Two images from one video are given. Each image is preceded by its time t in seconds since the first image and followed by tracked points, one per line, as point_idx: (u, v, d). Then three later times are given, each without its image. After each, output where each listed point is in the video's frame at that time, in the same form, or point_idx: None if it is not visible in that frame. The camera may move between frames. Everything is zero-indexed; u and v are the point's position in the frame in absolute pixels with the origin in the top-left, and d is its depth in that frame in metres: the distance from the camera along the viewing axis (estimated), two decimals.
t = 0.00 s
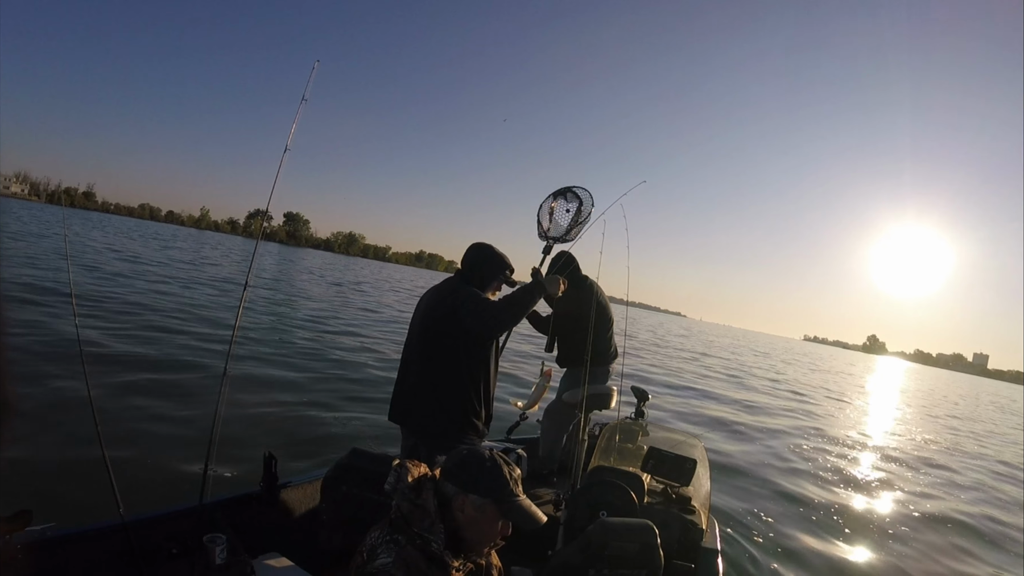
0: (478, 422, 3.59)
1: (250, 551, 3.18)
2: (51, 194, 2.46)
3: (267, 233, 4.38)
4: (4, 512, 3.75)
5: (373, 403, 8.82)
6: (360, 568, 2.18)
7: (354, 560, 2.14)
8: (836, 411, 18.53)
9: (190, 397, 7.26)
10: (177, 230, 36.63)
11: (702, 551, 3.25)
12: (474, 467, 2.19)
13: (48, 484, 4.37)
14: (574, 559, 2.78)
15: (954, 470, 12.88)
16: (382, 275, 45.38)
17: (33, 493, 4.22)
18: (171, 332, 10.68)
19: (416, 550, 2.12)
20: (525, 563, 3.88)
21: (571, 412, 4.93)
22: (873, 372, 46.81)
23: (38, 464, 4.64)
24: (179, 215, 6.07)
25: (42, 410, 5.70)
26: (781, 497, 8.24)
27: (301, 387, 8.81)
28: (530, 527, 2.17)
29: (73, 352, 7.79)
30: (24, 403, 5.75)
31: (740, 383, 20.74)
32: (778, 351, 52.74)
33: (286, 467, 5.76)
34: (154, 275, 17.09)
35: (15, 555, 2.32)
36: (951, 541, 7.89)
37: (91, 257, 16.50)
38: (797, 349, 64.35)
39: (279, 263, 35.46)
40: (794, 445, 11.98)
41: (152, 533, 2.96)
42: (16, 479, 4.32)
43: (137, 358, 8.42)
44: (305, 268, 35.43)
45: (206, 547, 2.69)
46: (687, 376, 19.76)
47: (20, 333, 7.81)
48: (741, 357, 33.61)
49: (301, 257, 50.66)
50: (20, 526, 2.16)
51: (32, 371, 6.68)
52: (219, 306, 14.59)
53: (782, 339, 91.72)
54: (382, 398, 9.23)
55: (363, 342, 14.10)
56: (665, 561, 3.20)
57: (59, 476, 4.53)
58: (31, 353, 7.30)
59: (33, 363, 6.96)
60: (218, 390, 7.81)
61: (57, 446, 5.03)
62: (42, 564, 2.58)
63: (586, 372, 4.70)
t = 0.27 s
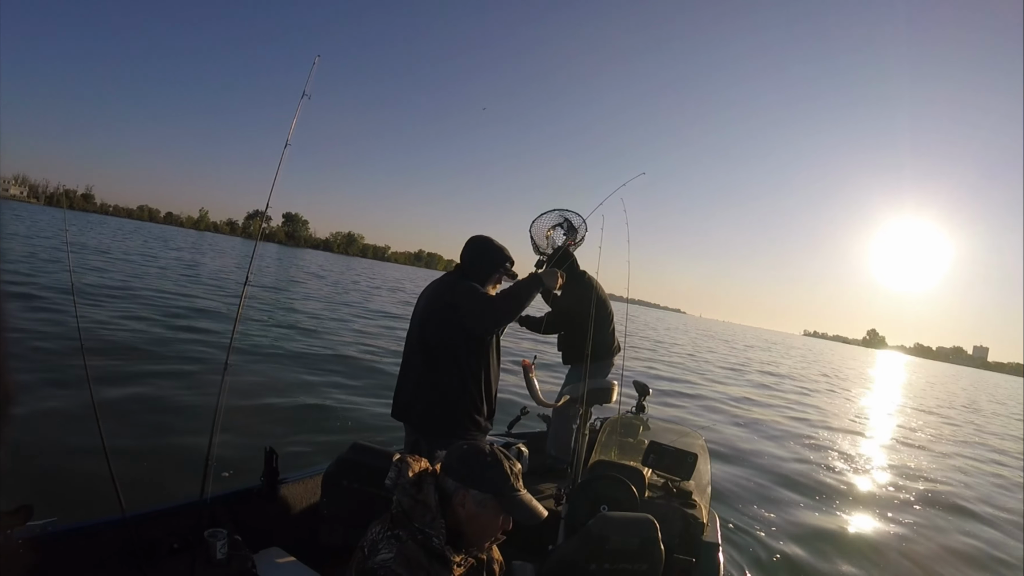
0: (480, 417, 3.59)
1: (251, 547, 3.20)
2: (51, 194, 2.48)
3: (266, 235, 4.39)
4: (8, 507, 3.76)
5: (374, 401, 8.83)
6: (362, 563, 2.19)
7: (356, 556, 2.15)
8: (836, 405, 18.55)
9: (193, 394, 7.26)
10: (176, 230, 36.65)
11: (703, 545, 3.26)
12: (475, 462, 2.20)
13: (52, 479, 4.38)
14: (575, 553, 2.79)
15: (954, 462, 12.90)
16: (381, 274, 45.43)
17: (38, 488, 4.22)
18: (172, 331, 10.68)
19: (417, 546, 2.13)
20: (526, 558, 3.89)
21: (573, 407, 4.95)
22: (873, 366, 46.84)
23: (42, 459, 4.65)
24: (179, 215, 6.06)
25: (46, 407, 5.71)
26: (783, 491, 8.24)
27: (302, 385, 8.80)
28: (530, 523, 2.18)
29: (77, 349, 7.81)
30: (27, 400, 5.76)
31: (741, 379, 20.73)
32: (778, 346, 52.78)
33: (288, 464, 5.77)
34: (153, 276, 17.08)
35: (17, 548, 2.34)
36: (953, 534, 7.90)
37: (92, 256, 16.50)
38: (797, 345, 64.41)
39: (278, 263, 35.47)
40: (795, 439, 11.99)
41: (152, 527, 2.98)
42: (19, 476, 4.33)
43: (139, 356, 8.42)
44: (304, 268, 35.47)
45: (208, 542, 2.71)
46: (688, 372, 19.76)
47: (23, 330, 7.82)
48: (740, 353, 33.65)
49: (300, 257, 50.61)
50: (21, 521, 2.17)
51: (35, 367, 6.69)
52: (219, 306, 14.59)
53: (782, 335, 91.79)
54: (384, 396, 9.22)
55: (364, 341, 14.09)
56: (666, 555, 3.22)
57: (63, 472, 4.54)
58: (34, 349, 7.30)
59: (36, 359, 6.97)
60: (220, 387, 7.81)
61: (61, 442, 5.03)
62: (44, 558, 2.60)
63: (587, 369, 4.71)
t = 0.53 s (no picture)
0: (485, 414, 3.58)
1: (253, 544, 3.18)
2: (52, 190, 2.46)
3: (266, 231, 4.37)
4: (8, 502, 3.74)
5: (374, 399, 8.82)
6: (363, 561, 2.18)
7: (357, 554, 2.14)
8: (835, 407, 18.58)
9: (192, 391, 7.25)
10: (175, 227, 36.57)
11: (704, 543, 3.27)
12: (477, 460, 2.19)
13: (51, 476, 4.36)
14: (577, 550, 2.79)
15: (952, 465, 12.93)
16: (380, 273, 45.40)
17: (37, 485, 4.21)
18: (172, 328, 10.66)
19: (418, 544, 2.12)
20: (527, 555, 3.89)
21: (574, 404, 4.95)
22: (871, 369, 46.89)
23: (42, 456, 4.63)
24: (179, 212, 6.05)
25: (45, 403, 5.69)
26: (782, 492, 8.26)
27: (302, 383, 8.79)
28: (532, 520, 2.17)
29: (76, 346, 7.78)
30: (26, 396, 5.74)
31: (739, 380, 20.77)
32: (776, 348, 52.83)
33: (288, 462, 5.75)
34: (153, 273, 17.05)
35: (18, 546, 2.33)
36: (952, 536, 7.92)
37: (91, 253, 16.46)
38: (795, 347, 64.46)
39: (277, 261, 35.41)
40: (794, 441, 12.00)
41: (155, 524, 2.96)
42: (19, 473, 4.31)
43: (139, 353, 8.41)
44: (303, 266, 35.43)
45: (209, 539, 2.69)
46: (687, 373, 19.78)
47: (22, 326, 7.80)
48: (739, 355, 33.66)
49: (299, 255, 50.58)
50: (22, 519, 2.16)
51: (34, 364, 6.67)
52: (219, 304, 14.57)
53: (780, 337, 91.86)
54: (384, 394, 9.22)
55: (363, 340, 14.08)
56: (667, 553, 3.23)
57: (63, 469, 4.52)
58: (34, 346, 7.28)
59: (35, 356, 6.95)
60: (220, 385, 7.80)
61: (60, 439, 5.01)
62: (46, 556, 2.59)
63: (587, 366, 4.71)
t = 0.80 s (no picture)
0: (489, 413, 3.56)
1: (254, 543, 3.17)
2: (51, 182, 2.43)
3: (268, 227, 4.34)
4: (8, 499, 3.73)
5: (373, 398, 8.80)
6: (365, 560, 2.17)
7: (359, 552, 2.13)
8: (832, 414, 18.59)
9: (191, 388, 7.23)
10: (175, 223, 36.52)
11: (706, 543, 3.27)
12: (479, 458, 2.17)
13: (49, 474, 4.35)
14: (579, 549, 2.78)
15: (949, 473, 12.94)
16: (379, 271, 45.37)
17: (35, 482, 4.19)
18: (171, 324, 10.64)
19: (420, 542, 2.10)
20: (528, 554, 3.88)
21: (575, 403, 4.95)
22: (868, 376, 46.96)
23: (40, 453, 4.61)
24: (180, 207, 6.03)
25: (43, 399, 5.68)
26: (780, 497, 8.24)
27: (301, 380, 8.77)
28: (534, 519, 2.15)
29: (74, 342, 7.76)
30: (24, 392, 5.73)
31: (737, 385, 20.76)
32: (774, 353, 52.89)
33: (287, 461, 5.74)
34: (152, 268, 17.02)
35: (20, 544, 2.31)
36: (949, 544, 7.92)
37: (90, 248, 16.43)
38: (793, 352, 64.53)
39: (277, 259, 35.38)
40: (792, 447, 12.01)
41: (156, 523, 2.95)
42: (17, 469, 4.29)
43: (137, 349, 8.39)
44: (303, 263, 35.42)
45: (210, 538, 2.68)
46: (685, 377, 19.78)
47: (20, 321, 7.77)
48: (737, 359, 33.69)
49: (299, 253, 50.56)
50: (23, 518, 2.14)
51: (32, 359, 6.65)
52: (218, 300, 14.55)
53: (778, 342, 91.99)
54: (382, 393, 9.21)
55: (362, 338, 14.06)
56: (669, 553, 3.22)
57: (60, 466, 4.51)
58: (32, 342, 7.26)
59: (33, 352, 6.92)
60: (218, 382, 7.78)
61: (58, 436, 4.99)
62: (47, 553, 2.58)
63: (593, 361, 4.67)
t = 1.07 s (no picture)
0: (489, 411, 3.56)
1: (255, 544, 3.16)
2: (49, 181, 2.41)
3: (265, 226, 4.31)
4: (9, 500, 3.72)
5: (372, 399, 8.80)
6: (366, 560, 2.17)
7: (360, 553, 2.13)
8: (829, 415, 18.65)
9: (190, 388, 7.21)
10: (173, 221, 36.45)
11: (707, 543, 3.28)
12: (481, 459, 2.16)
13: (47, 474, 4.33)
14: (580, 550, 2.78)
15: (945, 475, 13.00)
16: (377, 271, 45.34)
17: (34, 483, 4.17)
18: (169, 324, 10.61)
19: (422, 543, 2.10)
20: (530, 555, 3.89)
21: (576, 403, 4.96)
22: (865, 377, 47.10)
23: (38, 453, 4.60)
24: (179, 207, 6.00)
25: (41, 400, 5.65)
26: (778, 500, 8.26)
27: (300, 381, 8.76)
28: (536, 520, 2.15)
29: (73, 341, 7.73)
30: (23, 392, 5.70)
31: (735, 387, 20.79)
32: (771, 355, 53.02)
33: (286, 461, 5.73)
34: (150, 267, 16.97)
35: (21, 545, 2.31)
36: (946, 547, 7.93)
37: (88, 246, 16.38)
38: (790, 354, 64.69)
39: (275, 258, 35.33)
40: (789, 449, 12.04)
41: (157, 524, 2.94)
42: (16, 470, 4.28)
43: (136, 349, 8.36)
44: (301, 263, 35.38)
45: (211, 539, 2.67)
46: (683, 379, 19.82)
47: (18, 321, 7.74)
48: (734, 360, 33.76)
49: (297, 253, 50.51)
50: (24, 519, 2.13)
51: (30, 360, 6.62)
52: (216, 300, 14.51)
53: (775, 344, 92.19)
54: (382, 394, 9.20)
55: (361, 338, 14.04)
56: (670, 552, 3.24)
57: (59, 466, 4.49)
58: (30, 341, 7.23)
59: (31, 352, 6.89)
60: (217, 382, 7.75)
61: (56, 436, 4.97)
62: (49, 554, 2.58)
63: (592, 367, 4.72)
